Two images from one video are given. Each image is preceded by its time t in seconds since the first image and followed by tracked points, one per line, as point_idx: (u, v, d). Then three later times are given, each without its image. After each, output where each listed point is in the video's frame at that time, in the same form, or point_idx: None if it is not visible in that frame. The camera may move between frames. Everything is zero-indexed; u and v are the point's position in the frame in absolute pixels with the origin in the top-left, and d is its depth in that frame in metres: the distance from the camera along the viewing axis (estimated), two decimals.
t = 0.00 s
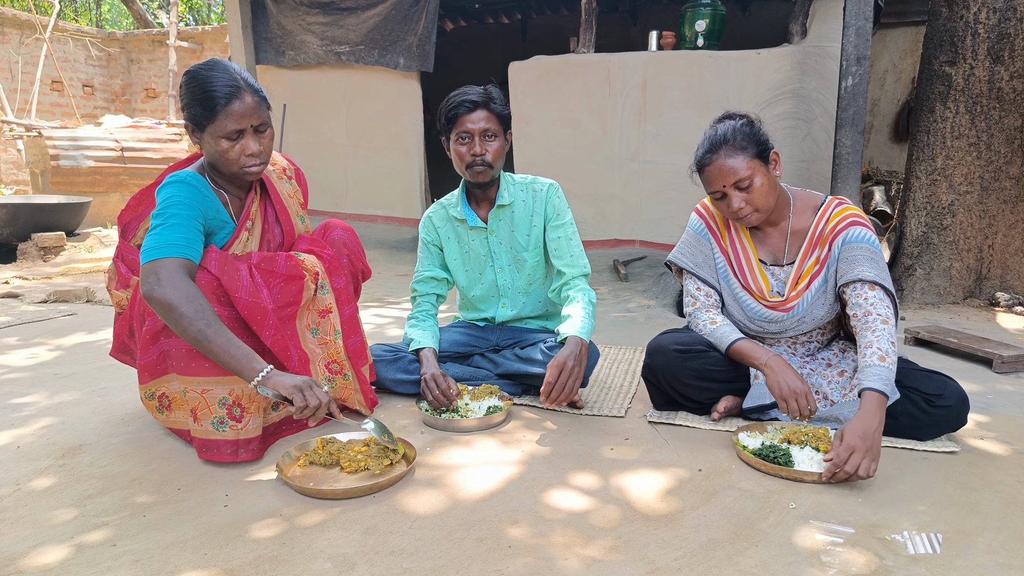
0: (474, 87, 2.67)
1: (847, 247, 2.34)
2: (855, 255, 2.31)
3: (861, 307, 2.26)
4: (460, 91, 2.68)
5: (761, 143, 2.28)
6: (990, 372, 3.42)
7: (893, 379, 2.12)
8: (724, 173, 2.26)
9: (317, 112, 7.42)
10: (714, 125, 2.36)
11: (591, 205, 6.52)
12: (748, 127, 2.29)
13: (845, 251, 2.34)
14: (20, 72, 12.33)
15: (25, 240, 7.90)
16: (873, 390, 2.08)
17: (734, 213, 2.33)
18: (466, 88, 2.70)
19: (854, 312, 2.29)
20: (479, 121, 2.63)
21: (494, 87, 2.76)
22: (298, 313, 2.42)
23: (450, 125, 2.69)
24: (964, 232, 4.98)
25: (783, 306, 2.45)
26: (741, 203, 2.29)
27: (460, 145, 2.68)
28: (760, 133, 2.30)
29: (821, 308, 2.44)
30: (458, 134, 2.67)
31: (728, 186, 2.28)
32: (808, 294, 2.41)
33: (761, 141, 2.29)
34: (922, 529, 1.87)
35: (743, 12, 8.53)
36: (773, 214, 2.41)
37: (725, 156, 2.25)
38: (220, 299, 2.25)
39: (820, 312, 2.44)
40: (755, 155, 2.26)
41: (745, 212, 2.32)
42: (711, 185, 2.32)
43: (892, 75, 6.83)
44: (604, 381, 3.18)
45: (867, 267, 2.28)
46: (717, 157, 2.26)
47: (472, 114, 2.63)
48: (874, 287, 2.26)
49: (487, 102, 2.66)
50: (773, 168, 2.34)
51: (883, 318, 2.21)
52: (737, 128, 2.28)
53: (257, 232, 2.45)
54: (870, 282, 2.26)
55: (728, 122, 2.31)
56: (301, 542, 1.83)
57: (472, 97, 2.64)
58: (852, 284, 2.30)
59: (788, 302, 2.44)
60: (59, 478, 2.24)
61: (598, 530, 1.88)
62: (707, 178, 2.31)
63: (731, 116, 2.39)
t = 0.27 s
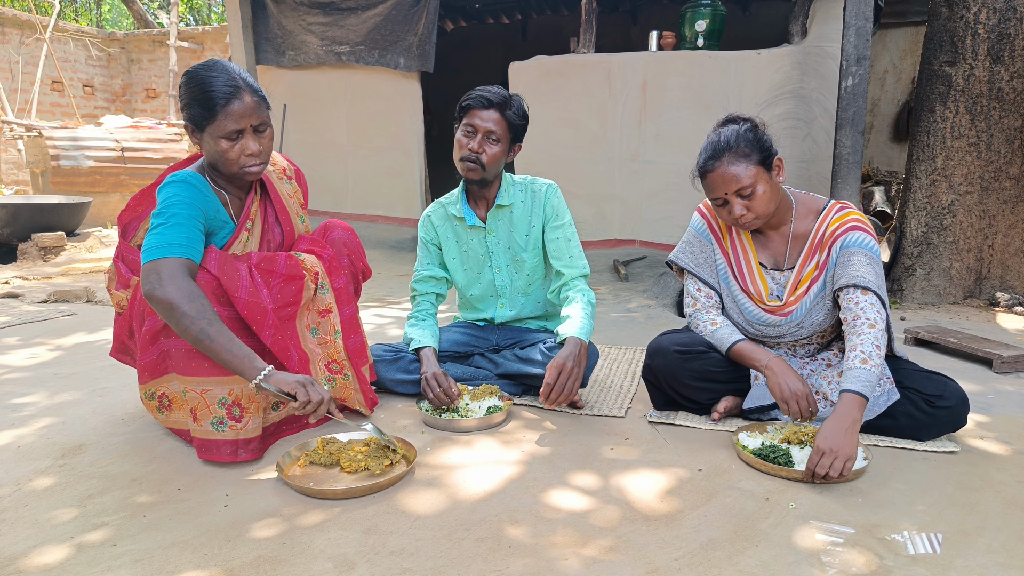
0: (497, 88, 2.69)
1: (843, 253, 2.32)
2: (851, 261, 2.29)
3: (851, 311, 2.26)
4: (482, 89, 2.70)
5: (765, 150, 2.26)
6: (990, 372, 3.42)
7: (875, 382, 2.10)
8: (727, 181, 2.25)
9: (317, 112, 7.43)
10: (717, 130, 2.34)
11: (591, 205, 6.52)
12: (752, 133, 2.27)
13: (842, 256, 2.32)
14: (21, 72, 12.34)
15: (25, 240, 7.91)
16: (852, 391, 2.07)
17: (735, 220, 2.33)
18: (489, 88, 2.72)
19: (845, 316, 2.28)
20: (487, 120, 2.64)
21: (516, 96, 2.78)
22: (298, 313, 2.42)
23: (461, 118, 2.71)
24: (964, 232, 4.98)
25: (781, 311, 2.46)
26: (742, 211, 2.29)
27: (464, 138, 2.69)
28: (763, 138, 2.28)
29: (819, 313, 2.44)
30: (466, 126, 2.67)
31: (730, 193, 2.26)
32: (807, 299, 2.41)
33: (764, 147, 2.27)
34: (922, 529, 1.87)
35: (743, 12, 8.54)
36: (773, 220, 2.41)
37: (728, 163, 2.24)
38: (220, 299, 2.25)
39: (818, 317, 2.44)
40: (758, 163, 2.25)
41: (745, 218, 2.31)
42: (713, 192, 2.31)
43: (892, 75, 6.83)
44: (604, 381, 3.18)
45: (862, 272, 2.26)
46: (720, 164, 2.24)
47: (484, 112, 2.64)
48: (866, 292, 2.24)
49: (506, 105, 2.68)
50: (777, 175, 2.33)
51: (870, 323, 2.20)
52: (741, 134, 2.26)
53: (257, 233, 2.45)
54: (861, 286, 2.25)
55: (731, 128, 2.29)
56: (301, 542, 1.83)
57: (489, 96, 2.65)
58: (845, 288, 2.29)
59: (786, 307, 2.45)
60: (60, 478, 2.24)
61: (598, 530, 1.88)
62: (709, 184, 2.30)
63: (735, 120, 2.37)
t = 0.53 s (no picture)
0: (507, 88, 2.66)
1: (846, 256, 2.32)
2: (856, 264, 2.29)
3: (856, 315, 2.26)
4: (497, 88, 2.66)
5: (765, 153, 2.26)
6: (990, 371, 3.42)
7: (884, 386, 2.12)
8: (727, 185, 2.24)
9: (317, 112, 7.42)
10: (717, 133, 2.34)
11: (591, 205, 6.52)
12: (752, 135, 2.26)
13: (845, 259, 2.32)
14: (19, 72, 12.33)
15: (24, 241, 7.91)
16: (862, 395, 2.08)
17: (736, 224, 2.32)
18: (496, 86, 2.68)
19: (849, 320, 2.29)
20: (511, 124, 2.64)
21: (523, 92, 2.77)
22: (298, 312, 2.42)
23: (477, 119, 2.67)
24: (963, 231, 4.98)
25: (781, 312, 2.45)
26: (743, 215, 2.28)
27: (484, 140, 2.67)
28: (763, 141, 2.28)
29: (819, 315, 2.43)
30: (486, 131, 2.65)
31: (730, 197, 2.26)
32: (808, 301, 2.41)
33: (764, 150, 2.26)
34: (922, 528, 1.88)
35: (742, 12, 8.54)
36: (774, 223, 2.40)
37: (728, 166, 2.23)
38: (220, 298, 2.25)
39: (818, 318, 2.43)
40: (758, 166, 2.24)
41: (746, 222, 2.30)
42: (713, 196, 2.30)
43: (891, 75, 6.83)
44: (603, 380, 3.18)
45: (866, 276, 2.26)
46: (720, 168, 2.24)
47: (508, 116, 2.63)
48: (870, 296, 2.25)
49: (522, 106, 2.68)
50: (777, 177, 2.33)
51: (877, 327, 2.21)
52: (741, 137, 2.25)
53: (256, 233, 2.45)
54: (866, 290, 2.25)
55: (731, 131, 2.29)
56: (301, 542, 1.83)
57: (509, 98, 2.63)
58: (849, 292, 2.28)
59: (786, 308, 2.44)
60: (59, 478, 2.24)
61: (598, 529, 1.88)
62: (709, 189, 2.29)
63: (735, 123, 2.36)
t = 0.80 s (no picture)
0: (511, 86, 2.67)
1: (853, 256, 2.34)
2: (862, 264, 2.30)
3: (866, 317, 2.26)
4: (499, 85, 2.66)
5: (775, 150, 2.25)
6: (991, 369, 3.42)
7: (893, 389, 2.12)
8: (736, 181, 2.23)
9: (316, 111, 7.42)
10: (727, 130, 2.33)
11: (591, 204, 6.51)
12: (762, 133, 2.26)
13: (853, 259, 2.33)
14: (18, 72, 12.32)
15: (24, 241, 7.90)
16: (871, 399, 2.08)
17: (744, 221, 2.31)
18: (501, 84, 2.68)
19: (859, 321, 2.29)
20: (515, 120, 2.63)
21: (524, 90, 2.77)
22: (298, 311, 2.41)
23: (480, 117, 2.67)
24: (964, 229, 4.98)
25: (787, 310, 2.45)
26: (752, 212, 2.27)
27: (488, 138, 2.67)
28: (774, 138, 2.27)
29: (823, 314, 2.44)
30: (489, 129, 2.65)
31: (740, 194, 2.25)
32: (813, 299, 2.42)
33: (775, 147, 2.25)
34: (923, 526, 1.88)
35: (742, 10, 8.53)
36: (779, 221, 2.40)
37: (739, 163, 2.22)
38: (218, 297, 2.24)
39: (822, 318, 2.44)
40: (769, 164, 2.24)
41: (755, 220, 2.30)
42: (722, 193, 2.29)
43: (891, 73, 6.83)
44: (604, 379, 3.18)
45: (874, 276, 2.27)
46: (730, 165, 2.23)
47: (511, 113, 2.63)
48: (880, 297, 2.25)
49: (524, 103, 2.67)
50: (785, 175, 2.33)
51: (887, 329, 2.20)
52: (752, 134, 2.24)
53: (259, 232, 2.45)
54: (876, 292, 2.25)
55: (741, 127, 2.28)
56: (302, 542, 1.83)
57: (511, 95, 2.63)
58: (859, 293, 2.28)
59: (791, 307, 2.45)
60: (60, 478, 2.25)
61: (600, 528, 1.88)
62: (719, 185, 2.28)
63: (745, 120, 2.36)
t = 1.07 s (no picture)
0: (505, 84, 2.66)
1: (877, 259, 2.34)
2: (886, 268, 2.31)
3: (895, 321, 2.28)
4: (494, 85, 2.66)
5: (806, 147, 2.24)
6: (991, 366, 3.43)
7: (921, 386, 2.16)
8: (764, 175, 2.22)
9: (316, 110, 7.42)
10: (756, 122, 2.31)
11: (591, 202, 6.51)
12: (794, 128, 2.24)
13: (879, 263, 2.33)
14: (18, 72, 12.31)
15: (25, 241, 7.90)
16: (903, 386, 2.11)
17: (768, 216, 2.31)
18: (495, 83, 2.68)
19: (887, 324, 2.31)
20: (510, 120, 2.63)
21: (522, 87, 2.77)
22: (298, 311, 2.41)
23: (476, 117, 2.67)
24: (965, 226, 4.97)
25: (799, 308, 2.45)
26: (777, 207, 2.27)
27: (483, 137, 2.67)
28: (804, 134, 2.26)
29: (833, 315, 2.45)
30: (484, 127, 2.65)
31: (767, 188, 2.24)
32: (826, 299, 2.42)
33: (805, 144, 2.24)
34: (925, 523, 1.88)
35: (742, 8, 8.53)
36: (801, 218, 2.40)
37: (770, 156, 2.21)
38: (215, 297, 2.23)
39: (833, 318, 2.46)
40: (799, 158, 2.23)
41: (779, 214, 2.30)
42: (748, 185, 2.28)
43: (891, 70, 6.82)
44: (605, 377, 3.18)
45: (902, 282, 2.27)
46: (760, 158, 2.21)
47: (507, 112, 2.63)
48: (908, 304, 2.27)
49: (521, 102, 2.67)
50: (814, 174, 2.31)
51: (918, 331, 2.23)
52: (783, 128, 2.23)
53: (261, 232, 2.45)
54: (906, 298, 2.27)
55: (773, 121, 2.26)
56: (304, 540, 1.83)
57: (506, 94, 2.63)
58: (888, 300, 2.30)
59: (804, 306, 2.44)
60: (62, 478, 2.25)
61: (601, 526, 1.88)
62: (745, 177, 2.27)
63: (774, 113, 2.34)
